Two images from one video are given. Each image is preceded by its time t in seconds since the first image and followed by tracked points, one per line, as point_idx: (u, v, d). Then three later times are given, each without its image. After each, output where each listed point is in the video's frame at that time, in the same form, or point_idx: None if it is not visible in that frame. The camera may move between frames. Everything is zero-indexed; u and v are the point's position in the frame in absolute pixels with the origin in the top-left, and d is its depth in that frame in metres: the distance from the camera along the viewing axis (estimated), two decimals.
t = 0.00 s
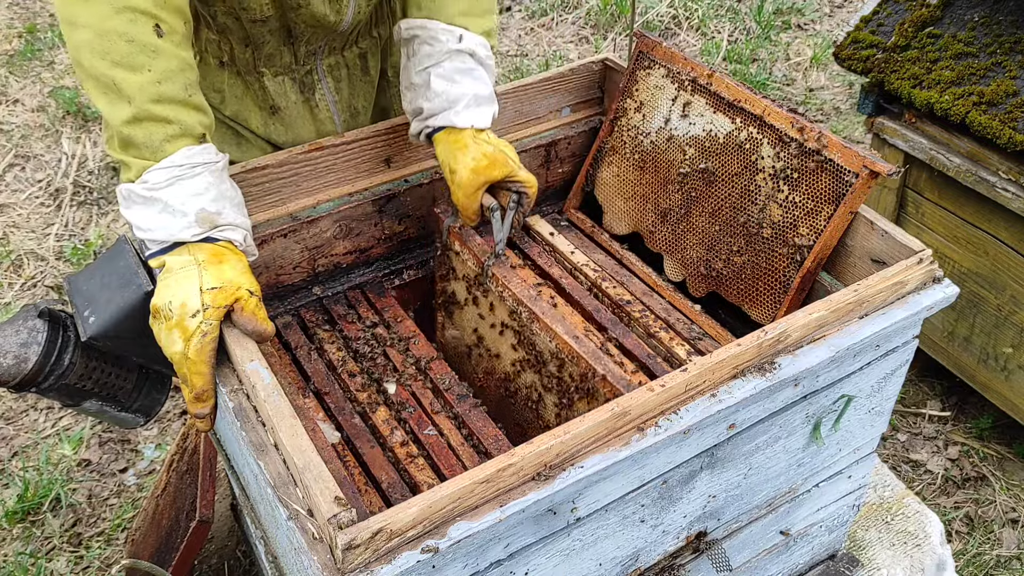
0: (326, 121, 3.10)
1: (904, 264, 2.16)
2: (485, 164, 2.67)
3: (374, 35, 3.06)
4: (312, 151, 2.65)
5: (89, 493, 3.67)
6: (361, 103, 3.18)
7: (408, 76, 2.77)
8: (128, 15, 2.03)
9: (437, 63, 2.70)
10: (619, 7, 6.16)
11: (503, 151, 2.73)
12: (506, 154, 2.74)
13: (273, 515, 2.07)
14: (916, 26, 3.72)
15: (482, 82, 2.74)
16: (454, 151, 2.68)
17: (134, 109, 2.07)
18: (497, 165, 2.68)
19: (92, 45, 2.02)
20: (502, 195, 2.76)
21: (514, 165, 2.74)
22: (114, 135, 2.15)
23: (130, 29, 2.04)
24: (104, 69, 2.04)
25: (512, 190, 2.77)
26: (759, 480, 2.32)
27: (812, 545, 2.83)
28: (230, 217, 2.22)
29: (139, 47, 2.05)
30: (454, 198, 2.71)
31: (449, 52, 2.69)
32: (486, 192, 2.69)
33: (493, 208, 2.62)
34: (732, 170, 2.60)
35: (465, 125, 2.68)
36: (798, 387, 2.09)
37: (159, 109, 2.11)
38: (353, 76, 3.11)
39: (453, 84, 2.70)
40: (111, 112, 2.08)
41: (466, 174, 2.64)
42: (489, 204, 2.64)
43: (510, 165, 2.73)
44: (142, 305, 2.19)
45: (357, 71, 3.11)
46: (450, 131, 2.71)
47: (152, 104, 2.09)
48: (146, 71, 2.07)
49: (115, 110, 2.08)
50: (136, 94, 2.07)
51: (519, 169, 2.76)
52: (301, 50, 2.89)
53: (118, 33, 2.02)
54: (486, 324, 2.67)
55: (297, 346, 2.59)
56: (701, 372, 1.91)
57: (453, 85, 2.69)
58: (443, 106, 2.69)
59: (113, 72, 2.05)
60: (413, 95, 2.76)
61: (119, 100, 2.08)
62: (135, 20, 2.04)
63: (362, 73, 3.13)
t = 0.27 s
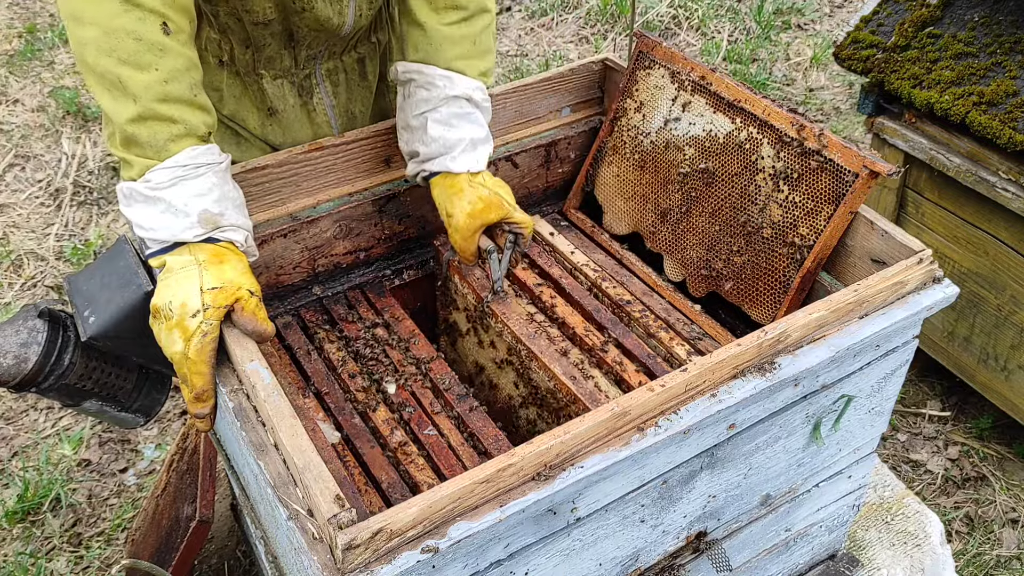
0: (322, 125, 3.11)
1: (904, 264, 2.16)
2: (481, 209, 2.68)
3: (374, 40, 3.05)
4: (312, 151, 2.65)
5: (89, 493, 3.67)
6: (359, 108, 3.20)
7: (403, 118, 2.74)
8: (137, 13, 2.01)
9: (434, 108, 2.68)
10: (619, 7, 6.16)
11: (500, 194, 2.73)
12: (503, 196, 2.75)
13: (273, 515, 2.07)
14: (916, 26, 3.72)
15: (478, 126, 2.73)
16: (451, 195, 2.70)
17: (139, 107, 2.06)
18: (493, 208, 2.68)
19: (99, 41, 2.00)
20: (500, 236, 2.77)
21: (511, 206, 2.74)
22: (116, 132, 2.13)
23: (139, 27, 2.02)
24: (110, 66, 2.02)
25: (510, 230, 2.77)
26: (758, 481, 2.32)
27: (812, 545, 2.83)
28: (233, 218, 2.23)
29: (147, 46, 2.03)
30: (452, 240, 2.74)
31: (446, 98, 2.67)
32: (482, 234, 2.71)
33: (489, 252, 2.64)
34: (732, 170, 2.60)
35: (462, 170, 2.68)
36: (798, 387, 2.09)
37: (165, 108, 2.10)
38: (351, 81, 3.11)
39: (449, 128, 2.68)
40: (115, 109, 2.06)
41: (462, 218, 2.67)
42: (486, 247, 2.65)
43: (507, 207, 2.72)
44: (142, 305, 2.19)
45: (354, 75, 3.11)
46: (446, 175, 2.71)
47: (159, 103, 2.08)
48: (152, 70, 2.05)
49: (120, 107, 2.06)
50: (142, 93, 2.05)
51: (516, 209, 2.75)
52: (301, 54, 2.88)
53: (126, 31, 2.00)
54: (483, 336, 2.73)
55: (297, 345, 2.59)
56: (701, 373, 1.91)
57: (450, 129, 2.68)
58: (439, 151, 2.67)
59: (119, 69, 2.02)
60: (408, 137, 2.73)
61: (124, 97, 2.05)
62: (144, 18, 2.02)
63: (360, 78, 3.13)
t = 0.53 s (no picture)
0: (322, 128, 3.12)
1: (904, 264, 2.16)
2: (480, 228, 2.61)
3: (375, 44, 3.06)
4: (312, 151, 2.65)
5: (89, 493, 3.67)
6: (358, 112, 3.20)
7: (403, 137, 2.68)
8: (142, 13, 1.99)
9: (434, 129, 2.61)
10: (619, 7, 6.16)
11: (500, 212, 2.66)
12: (503, 213, 2.68)
13: (273, 515, 2.07)
14: (916, 26, 3.72)
15: (478, 146, 2.66)
16: (450, 214, 2.65)
17: (142, 106, 2.05)
18: (493, 227, 2.62)
19: (102, 40, 1.98)
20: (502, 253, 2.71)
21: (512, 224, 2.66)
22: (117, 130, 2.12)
23: (142, 27, 2.00)
24: (113, 64, 2.00)
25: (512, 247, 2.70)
26: (758, 480, 2.32)
27: (812, 545, 2.83)
28: (233, 219, 2.23)
29: (151, 46, 2.02)
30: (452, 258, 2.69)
31: (447, 119, 2.60)
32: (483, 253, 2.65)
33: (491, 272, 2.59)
34: (732, 170, 2.60)
35: (462, 190, 2.62)
36: (798, 387, 2.09)
37: (167, 108, 2.09)
38: (351, 84, 3.11)
39: (449, 148, 2.62)
40: (118, 108, 2.05)
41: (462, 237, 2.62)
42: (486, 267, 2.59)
43: (508, 225, 2.64)
44: (142, 305, 2.19)
45: (354, 78, 3.11)
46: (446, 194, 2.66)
47: (161, 103, 2.07)
48: (156, 70, 2.04)
49: (122, 106, 2.04)
50: (145, 93, 2.04)
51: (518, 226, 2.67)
52: (303, 57, 2.89)
53: (129, 31, 1.99)
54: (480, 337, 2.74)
55: (297, 345, 2.59)
56: (701, 373, 1.91)
57: (450, 150, 2.62)
58: (439, 172, 2.63)
59: (122, 68, 2.01)
60: (409, 155, 2.69)
61: (127, 96, 2.04)
62: (148, 18, 2.01)
63: (360, 81, 3.13)
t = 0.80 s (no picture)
0: (323, 127, 3.11)
1: (904, 264, 2.16)
2: (482, 236, 2.63)
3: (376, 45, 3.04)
4: (312, 151, 2.65)
5: (89, 493, 3.67)
6: (360, 112, 3.18)
7: (405, 145, 2.69)
8: (146, 13, 1.99)
9: (436, 139, 2.62)
10: (619, 7, 6.15)
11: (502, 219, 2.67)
12: (504, 221, 2.69)
13: (273, 515, 2.07)
14: (916, 26, 3.72)
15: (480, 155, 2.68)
16: (452, 223, 2.66)
17: (144, 106, 2.05)
18: (495, 235, 2.63)
19: (105, 39, 1.98)
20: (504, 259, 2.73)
21: (514, 231, 2.68)
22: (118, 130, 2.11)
23: (147, 26, 2.00)
24: (116, 63, 2.00)
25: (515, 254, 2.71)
26: (758, 480, 2.32)
27: (812, 545, 2.83)
28: (234, 220, 2.24)
29: (154, 45, 2.02)
30: (453, 265, 2.71)
31: (448, 129, 2.60)
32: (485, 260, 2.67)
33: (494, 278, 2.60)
34: (732, 170, 2.60)
35: (463, 200, 2.64)
36: (798, 387, 2.09)
37: (170, 107, 2.09)
38: (353, 84, 3.11)
39: (451, 158, 2.63)
40: (119, 107, 2.04)
41: (464, 246, 2.64)
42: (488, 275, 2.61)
43: (509, 233, 2.66)
44: (142, 305, 2.19)
45: (355, 79, 3.11)
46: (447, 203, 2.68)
47: (164, 103, 2.07)
48: (159, 70, 2.04)
49: (124, 106, 2.04)
50: (148, 92, 2.04)
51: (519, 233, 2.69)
52: (305, 56, 2.89)
53: (133, 30, 1.99)
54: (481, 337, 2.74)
55: (297, 345, 2.59)
56: (701, 372, 1.91)
57: (451, 159, 2.63)
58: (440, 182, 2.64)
59: (125, 67, 2.01)
60: (411, 164, 2.70)
61: (129, 96, 2.04)
62: (152, 17, 2.01)
63: (361, 81, 3.12)
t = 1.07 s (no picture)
0: (321, 125, 3.14)
1: (904, 264, 2.16)
2: (481, 237, 2.66)
3: (375, 45, 3.06)
4: (312, 151, 2.65)
5: (89, 493, 3.67)
6: (358, 111, 3.21)
7: (406, 143, 2.70)
8: (153, 11, 1.99)
9: (437, 136, 2.62)
10: (619, 7, 6.15)
11: (502, 221, 2.69)
12: (505, 222, 2.70)
13: (273, 515, 2.07)
14: (916, 26, 3.72)
15: (480, 151, 2.68)
16: (452, 220, 2.68)
17: (149, 104, 2.03)
18: (495, 236, 2.66)
19: (111, 37, 1.97)
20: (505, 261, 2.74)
21: (515, 233, 2.69)
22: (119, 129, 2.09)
23: (154, 25, 2.00)
24: (121, 61, 1.99)
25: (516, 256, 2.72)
26: (758, 480, 2.32)
27: (812, 545, 2.83)
28: (235, 220, 2.24)
29: (161, 44, 2.02)
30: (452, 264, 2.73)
31: (450, 126, 2.61)
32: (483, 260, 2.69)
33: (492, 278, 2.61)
34: (732, 170, 2.60)
35: (464, 197, 2.65)
36: (798, 387, 2.09)
37: (175, 107, 2.08)
38: (351, 83, 3.13)
39: (452, 155, 2.64)
40: (123, 105, 2.02)
41: (462, 244, 2.66)
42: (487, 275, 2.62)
43: (509, 235, 2.67)
44: (142, 305, 2.19)
45: (353, 78, 3.12)
46: (448, 200, 2.69)
47: (169, 102, 2.07)
48: (165, 68, 2.04)
49: (128, 104, 2.03)
50: (153, 91, 2.03)
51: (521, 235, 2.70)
52: (305, 56, 2.90)
53: (140, 28, 1.98)
54: (480, 337, 2.74)
55: (298, 345, 2.59)
56: (701, 373, 1.91)
57: (453, 156, 2.63)
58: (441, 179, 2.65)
59: (131, 66, 2.00)
60: (412, 162, 2.70)
61: (134, 94, 2.02)
62: (159, 16, 2.01)
63: (359, 80, 3.14)
